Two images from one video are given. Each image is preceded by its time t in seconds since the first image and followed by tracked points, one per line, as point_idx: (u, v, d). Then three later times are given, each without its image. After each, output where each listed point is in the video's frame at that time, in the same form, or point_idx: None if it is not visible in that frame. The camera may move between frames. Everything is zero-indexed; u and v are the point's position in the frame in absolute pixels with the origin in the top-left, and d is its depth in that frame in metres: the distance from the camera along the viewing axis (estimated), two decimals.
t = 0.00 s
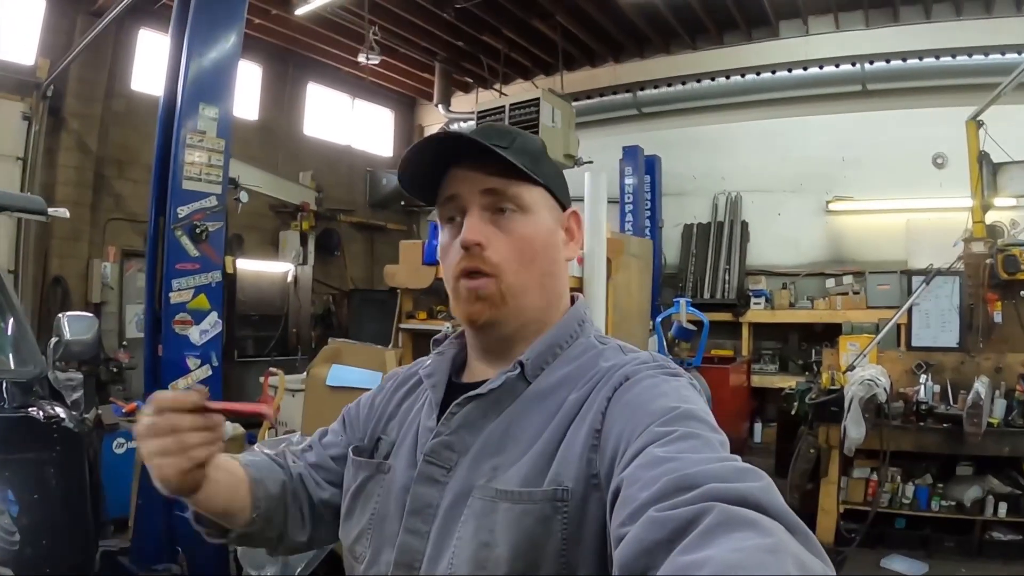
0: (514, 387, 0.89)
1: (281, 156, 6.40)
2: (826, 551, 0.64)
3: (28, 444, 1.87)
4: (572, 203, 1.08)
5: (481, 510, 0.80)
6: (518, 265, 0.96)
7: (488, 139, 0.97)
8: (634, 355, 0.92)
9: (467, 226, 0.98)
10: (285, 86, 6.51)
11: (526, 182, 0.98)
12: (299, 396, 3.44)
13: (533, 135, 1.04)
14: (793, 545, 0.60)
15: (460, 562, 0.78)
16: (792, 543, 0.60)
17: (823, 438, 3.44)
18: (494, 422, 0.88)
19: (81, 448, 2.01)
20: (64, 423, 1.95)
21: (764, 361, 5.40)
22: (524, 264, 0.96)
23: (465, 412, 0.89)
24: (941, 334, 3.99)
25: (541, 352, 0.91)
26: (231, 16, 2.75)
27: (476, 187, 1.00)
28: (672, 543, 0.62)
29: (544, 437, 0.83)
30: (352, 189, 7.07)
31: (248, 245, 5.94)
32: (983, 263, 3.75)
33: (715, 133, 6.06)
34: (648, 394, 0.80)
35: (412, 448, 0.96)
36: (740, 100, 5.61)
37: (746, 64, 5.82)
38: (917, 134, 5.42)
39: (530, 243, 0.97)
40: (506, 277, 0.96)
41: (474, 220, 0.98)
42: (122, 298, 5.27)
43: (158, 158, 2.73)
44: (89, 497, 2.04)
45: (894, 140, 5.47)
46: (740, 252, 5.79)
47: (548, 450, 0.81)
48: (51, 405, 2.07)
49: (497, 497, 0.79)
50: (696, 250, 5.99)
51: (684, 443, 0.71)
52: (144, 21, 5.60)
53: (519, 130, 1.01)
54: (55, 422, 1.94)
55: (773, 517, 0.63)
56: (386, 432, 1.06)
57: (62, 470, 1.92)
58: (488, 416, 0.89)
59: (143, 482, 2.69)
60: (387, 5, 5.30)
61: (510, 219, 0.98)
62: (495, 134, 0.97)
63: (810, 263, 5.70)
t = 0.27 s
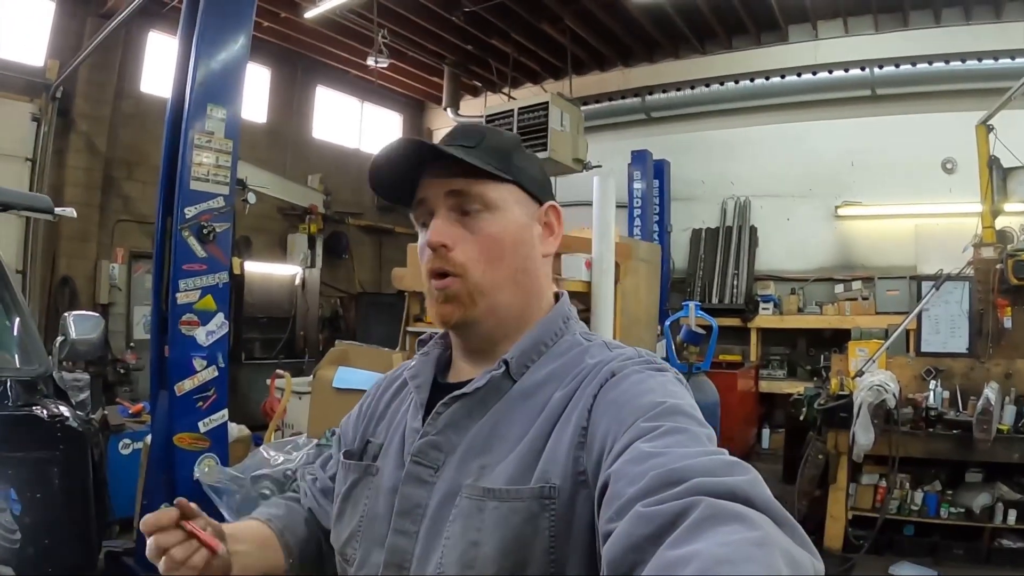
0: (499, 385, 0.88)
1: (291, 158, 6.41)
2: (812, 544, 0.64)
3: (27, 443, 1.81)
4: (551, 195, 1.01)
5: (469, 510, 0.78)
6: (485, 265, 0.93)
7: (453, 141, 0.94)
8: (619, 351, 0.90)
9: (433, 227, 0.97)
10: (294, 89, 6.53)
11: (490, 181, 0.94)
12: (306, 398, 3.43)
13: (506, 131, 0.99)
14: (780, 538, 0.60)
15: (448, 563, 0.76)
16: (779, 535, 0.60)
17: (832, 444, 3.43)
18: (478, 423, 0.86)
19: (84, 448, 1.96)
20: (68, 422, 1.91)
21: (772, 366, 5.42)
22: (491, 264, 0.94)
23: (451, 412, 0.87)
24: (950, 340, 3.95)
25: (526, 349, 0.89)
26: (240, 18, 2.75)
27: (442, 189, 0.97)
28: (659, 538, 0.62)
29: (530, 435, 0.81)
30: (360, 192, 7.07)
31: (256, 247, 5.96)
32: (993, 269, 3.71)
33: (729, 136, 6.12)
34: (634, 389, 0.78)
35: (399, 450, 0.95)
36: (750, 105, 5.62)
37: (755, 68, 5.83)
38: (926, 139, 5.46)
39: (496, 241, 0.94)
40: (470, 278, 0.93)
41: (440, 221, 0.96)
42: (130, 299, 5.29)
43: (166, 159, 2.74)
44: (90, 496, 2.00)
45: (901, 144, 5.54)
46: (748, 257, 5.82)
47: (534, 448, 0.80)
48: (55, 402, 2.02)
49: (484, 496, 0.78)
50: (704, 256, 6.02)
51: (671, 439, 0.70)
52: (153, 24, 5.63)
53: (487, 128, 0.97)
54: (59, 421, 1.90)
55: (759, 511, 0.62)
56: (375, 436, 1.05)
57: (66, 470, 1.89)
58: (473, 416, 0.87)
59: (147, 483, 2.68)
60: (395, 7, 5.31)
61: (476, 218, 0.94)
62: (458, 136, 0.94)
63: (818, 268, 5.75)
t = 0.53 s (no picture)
0: (499, 380, 0.87)
1: (303, 162, 6.44)
2: (811, 539, 0.64)
3: (37, 441, 1.69)
4: (529, 185, 0.94)
5: (470, 505, 0.77)
6: (457, 263, 0.89)
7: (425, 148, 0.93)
8: (620, 345, 0.89)
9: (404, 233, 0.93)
10: (305, 92, 6.54)
11: (456, 179, 0.90)
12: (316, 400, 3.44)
13: (477, 130, 0.95)
14: (779, 534, 0.60)
15: (450, 558, 0.75)
16: (778, 529, 0.60)
17: (844, 448, 3.45)
18: (478, 419, 0.86)
19: (96, 449, 1.85)
20: (79, 420, 1.81)
21: (783, 372, 5.49)
22: (463, 261, 0.89)
23: (450, 408, 0.87)
24: (963, 345, 3.90)
25: (525, 344, 0.89)
26: (253, 19, 2.75)
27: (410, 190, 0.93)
28: (660, 534, 0.61)
29: (530, 431, 0.81)
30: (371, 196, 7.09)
31: (267, 250, 6.07)
32: (1004, 273, 3.71)
33: (741, 141, 6.15)
34: (634, 384, 0.77)
35: (399, 447, 0.96)
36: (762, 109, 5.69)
37: (766, 72, 5.84)
38: (937, 145, 5.51)
39: (467, 240, 0.89)
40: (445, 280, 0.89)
41: (410, 226, 0.92)
42: (140, 301, 5.31)
43: (178, 161, 2.75)
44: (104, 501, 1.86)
45: (911, 149, 5.59)
46: (760, 263, 5.84)
47: (535, 443, 0.79)
48: (67, 401, 1.93)
49: (485, 491, 0.77)
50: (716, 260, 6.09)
51: (672, 433, 0.69)
52: (164, 27, 5.67)
53: (456, 130, 0.94)
54: (70, 418, 1.80)
55: (759, 505, 0.62)
56: (375, 434, 1.08)
57: (76, 468, 1.76)
58: (473, 411, 0.87)
59: (159, 482, 2.66)
60: (406, 11, 5.34)
61: (444, 219, 0.90)
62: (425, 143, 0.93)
63: (829, 273, 5.79)
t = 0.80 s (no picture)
0: (512, 376, 0.84)
1: (313, 165, 6.46)
2: (825, 541, 0.60)
3: (48, 440, 1.67)
4: (543, 185, 0.93)
5: (482, 502, 0.73)
6: (468, 261, 0.88)
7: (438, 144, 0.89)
8: (633, 341, 0.85)
9: (418, 227, 0.91)
10: (314, 95, 6.56)
11: (473, 177, 0.88)
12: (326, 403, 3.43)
13: (494, 129, 0.93)
14: (793, 533, 0.55)
15: (460, 556, 0.71)
16: (795, 532, 0.56)
17: (855, 453, 3.45)
18: (492, 416, 0.82)
19: (106, 449, 1.83)
20: (91, 420, 1.79)
21: (792, 376, 5.52)
22: (475, 258, 0.88)
23: (464, 405, 0.83)
24: (974, 349, 3.74)
25: (537, 342, 0.86)
26: (264, 21, 2.74)
27: (426, 184, 0.91)
28: (674, 532, 0.57)
29: (544, 427, 0.77)
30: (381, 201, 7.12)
31: (277, 253, 6.07)
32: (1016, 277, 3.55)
33: (751, 145, 6.21)
34: (648, 378, 0.74)
35: (413, 445, 0.89)
36: (771, 114, 5.78)
37: (776, 76, 5.85)
38: (947, 149, 5.52)
39: (480, 237, 0.87)
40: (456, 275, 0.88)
41: (424, 221, 0.91)
42: (149, 304, 5.32)
43: (189, 162, 2.74)
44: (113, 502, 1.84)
45: (921, 154, 5.62)
46: (769, 267, 5.94)
47: (547, 440, 0.75)
48: (77, 399, 1.90)
49: (497, 487, 0.73)
50: (726, 263, 6.16)
51: (686, 428, 0.65)
52: (175, 30, 5.70)
53: (473, 128, 0.91)
54: (81, 418, 1.78)
55: (774, 505, 0.58)
56: (387, 430, 1.01)
57: (87, 470, 1.74)
58: (487, 409, 0.83)
59: (170, 483, 2.64)
60: (415, 15, 5.36)
61: (458, 215, 0.88)
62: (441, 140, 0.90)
63: (839, 276, 5.84)
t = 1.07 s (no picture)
0: (504, 385, 0.82)
1: (322, 169, 6.47)
2: (825, 544, 0.59)
3: (52, 441, 1.67)
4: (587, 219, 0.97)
5: (479, 512, 0.72)
6: (523, 263, 0.86)
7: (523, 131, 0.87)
8: (625, 348, 0.84)
9: (482, 210, 0.88)
10: (326, 99, 6.59)
11: (550, 187, 0.89)
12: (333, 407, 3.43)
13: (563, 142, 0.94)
14: (791, 535, 0.55)
15: (457, 566, 0.70)
16: (792, 534, 0.55)
17: (863, 460, 3.43)
18: (484, 425, 0.80)
19: (111, 451, 1.82)
20: (95, 422, 1.79)
21: (801, 383, 5.50)
22: (530, 263, 0.86)
23: (456, 414, 0.81)
24: (984, 357, 3.61)
25: (531, 349, 0.84)
26: (273, 27, 2.76)
27: (502, 175, 0.89)
28: (669, 537, 0.56)
29: (539, 435, 0.76)
30: (391, 205, 7.14)
31: (286, 257, 6.09)
32: None
33: (761, 151, 6.24)
34: (640, 386, 0.73)
35: (404, 451, 0.88)
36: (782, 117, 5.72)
37: (786, 81, 5.85)
38: (957, 155, 5.51)
39: (541, 243, 0.87)
40: (510, 271, 0.85)
41: (490, 207, 0.88)
42: (158, 306, 5.34)
43: (197, 165, 2.74)
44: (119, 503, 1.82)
45: (931, 160, 5.61)
46: (779, 273, 5.95)
47: (543, 448, 0.74)
48: (82, 402, 1.90)
49: (494, 497, 0.72)
50: (736, 268, 6.18)
51: (679, 435, 0.65)
52: (186, 34, 5.72)
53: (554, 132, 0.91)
54: (86, 420, 1.78)
55: (769, 508, 0.58)
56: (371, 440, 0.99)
57: (91, 471, 1.72)
58: (479, 417, 0.81)
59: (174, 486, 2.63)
60: (425, 19, 5.37)
61: (527, 217, 0.88)
62: (532, 130, 0.87)
63: (849, 282, 5.83)
